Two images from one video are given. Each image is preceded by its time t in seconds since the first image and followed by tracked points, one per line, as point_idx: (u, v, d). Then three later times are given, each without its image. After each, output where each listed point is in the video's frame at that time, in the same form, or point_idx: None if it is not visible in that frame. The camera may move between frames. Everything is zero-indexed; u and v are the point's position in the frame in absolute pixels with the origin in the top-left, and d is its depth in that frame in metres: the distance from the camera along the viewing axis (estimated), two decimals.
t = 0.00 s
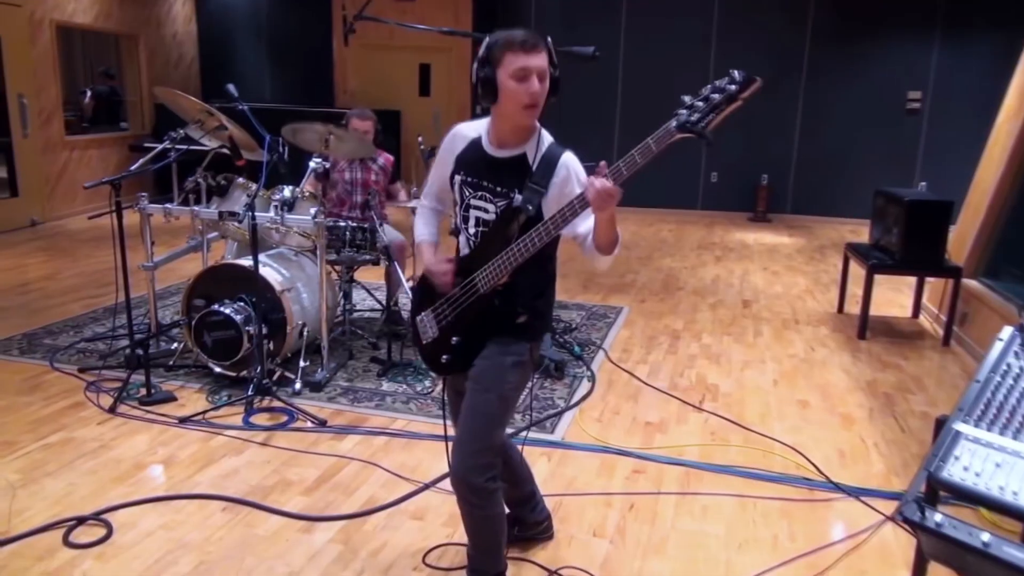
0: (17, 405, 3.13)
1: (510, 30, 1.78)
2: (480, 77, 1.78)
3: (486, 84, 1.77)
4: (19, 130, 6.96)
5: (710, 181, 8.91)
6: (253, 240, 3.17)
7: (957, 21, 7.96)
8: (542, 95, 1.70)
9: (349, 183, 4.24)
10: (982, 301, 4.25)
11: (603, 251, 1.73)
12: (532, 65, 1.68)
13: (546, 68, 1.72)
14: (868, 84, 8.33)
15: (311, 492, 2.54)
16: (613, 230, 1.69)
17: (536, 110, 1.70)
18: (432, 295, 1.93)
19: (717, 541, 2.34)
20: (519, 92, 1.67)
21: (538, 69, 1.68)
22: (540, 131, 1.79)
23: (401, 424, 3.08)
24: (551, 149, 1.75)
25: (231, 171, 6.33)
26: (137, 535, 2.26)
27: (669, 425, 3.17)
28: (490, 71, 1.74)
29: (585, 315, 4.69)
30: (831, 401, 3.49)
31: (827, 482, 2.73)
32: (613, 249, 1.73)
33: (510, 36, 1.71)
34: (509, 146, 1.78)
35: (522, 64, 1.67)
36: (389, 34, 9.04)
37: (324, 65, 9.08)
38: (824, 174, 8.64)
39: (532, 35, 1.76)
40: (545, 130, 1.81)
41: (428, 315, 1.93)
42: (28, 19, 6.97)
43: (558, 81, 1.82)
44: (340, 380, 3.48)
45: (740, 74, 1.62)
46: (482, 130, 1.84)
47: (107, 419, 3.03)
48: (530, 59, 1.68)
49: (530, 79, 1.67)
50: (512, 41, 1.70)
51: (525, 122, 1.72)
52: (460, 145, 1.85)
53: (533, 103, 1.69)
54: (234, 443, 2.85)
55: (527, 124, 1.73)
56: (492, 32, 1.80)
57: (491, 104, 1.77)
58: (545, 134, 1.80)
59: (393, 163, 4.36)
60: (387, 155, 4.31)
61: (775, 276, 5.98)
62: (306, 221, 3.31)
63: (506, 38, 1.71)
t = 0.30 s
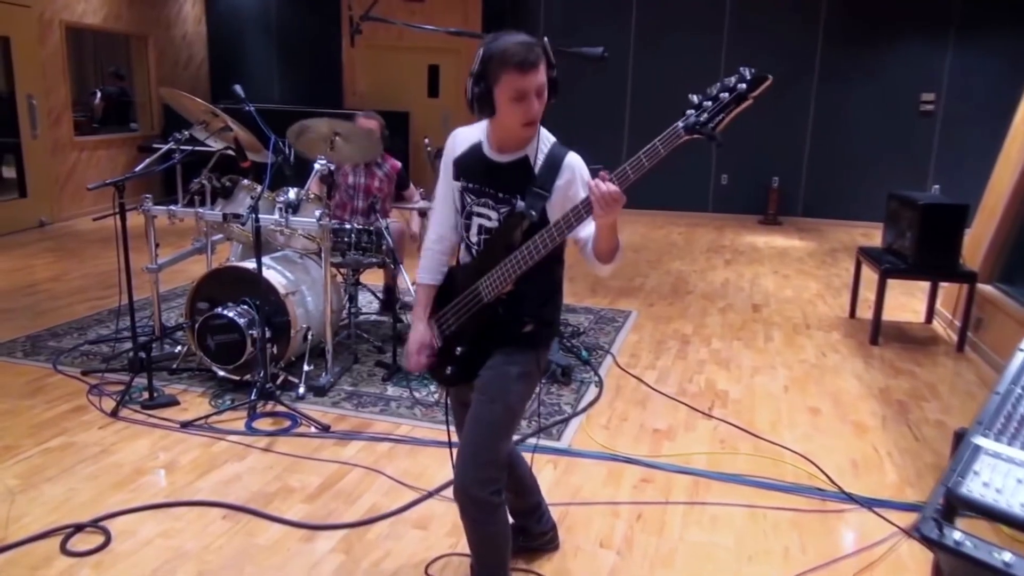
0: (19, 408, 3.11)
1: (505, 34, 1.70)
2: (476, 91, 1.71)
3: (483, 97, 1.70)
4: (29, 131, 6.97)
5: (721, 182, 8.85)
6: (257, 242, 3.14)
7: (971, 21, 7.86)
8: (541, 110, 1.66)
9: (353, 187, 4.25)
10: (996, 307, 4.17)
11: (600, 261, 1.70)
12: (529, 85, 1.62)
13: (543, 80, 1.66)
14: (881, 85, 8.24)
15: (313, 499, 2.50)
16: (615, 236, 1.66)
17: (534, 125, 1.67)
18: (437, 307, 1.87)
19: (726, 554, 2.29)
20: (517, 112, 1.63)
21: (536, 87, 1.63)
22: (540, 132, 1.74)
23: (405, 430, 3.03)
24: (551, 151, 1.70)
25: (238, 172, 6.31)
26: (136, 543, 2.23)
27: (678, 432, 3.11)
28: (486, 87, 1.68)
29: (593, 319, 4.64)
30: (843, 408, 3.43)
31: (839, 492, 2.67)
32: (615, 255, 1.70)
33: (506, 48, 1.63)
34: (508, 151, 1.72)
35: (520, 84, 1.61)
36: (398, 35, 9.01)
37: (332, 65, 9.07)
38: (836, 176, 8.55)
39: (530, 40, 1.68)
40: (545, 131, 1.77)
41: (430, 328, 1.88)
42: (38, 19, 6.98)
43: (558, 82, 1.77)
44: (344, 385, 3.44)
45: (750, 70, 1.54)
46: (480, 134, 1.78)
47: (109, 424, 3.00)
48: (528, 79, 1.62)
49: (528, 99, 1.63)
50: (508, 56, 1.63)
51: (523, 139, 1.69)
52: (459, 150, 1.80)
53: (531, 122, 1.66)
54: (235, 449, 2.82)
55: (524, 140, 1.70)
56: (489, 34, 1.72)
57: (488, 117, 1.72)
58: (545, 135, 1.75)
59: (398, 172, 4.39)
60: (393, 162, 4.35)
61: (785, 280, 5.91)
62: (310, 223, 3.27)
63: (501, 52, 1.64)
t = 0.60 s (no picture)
0: (13, 412, 3.06)
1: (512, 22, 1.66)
2: (481, 75, 1.66)
3: (489, 79, 1.64)
4: (28, 130, 6.92)
5: (725, 181, 8.77)
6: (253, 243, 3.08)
7: (978, 17, 7.78)
8: (548, 94, 1.60)
9: (354, 184, 4.20)
10: (1006, 307, 4.10)
11: (620, 252, 1.63)
12: (538, 63, 1.57)
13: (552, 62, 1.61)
14: (887, 83, 8.17)
15: (310, 506, 2.44)
16: (629, 228, 1.58)
17: (542, 110, 1.60)
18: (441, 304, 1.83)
19: (734, 563, 2.23)
20: (525, 92, 1.57)
21: (544, 67, 1.58)
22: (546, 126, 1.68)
23: (405, 434, 2.98)
24: (558, 147, 1.63)
25: (237, 172, 6.26)
26: (129, 551, 2.18)
27: (683, 436, 3.05)
28: (493, 69, 1.62)
29: (596, 319, 4.58)
30: (851, 411, 3.36)
31: (849, 498, 2.61)
32: (635, 246, 1.62)
33: (512, 30, 1.59)
34: (515, 145, 1.67)
35: (527, 63, 1.56)
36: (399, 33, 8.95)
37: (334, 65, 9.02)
38: (841, 174, 8.47)
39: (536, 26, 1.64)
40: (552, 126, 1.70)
41: (435, 329, 1.83)
42: (38, 19, 6.93)
43: (567, 74, 1.71)
44: (344, 388, 3.39)
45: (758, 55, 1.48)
46: (489, 128, 1.73)
47: (103, 428, 2.95)
48: (536, 58, 1.57)
49: (535, 78, 1.57)
50: (515, 37, 1.58)
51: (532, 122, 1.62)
52: (463, 146, 1.75)
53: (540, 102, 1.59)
54: (232, 454, 2.77)
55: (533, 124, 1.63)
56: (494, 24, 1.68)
57: (494, 105, 1.66)
58: (552, 130, 1.69)
59: (400, 164, 4.32)
60: (394, 155, 4.28)
61: (791, 280, 5.84)
62: (308, 224, 3.21)
63: (508, 33, 1.59)
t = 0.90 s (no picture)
0: None
1: (504, 15, 1.55)
2: (471, 74, 1.58)
3: (479, 80, 1.57)
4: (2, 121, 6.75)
5: (712, 175, 8.74)
6: (234, 238, 2.99)
7: (967, 11, 7.77)
8: (541, 98, 1.52)
9: (337, 182, 4.12)
10: (998, 303, 4.08)
11: (616, 252, 1.56)
12: (530, 70, 1.48)
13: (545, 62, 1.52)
14: (874, 76, 8.15)
15: (294, 511, 2.36)
16: (625, 225, 1.50)
17: (533, 114, 1.53)
18: (431, 308, 1.74)
19: (731, 567, 2.17)
20: (516, 99, 1.49)
21: (536, 73, 1.49)
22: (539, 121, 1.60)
23: (392, 435, 2.90)
24: (551, 141, 1.57)
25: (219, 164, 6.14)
26: (104, 560, 2.09)
27: (676, 436, 3.00)
28: (483, 70, 1.54)
29: (585, 315, 4.51)
30: (845, 409, 3.32)
31: (845, 500, 2.56)
32: (632, 247, 1.56)
33: (504, 29, 1.49)
34: (505, 141, 1.59)
35: (518, 72, 1.48)
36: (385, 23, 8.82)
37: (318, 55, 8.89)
38: (829, 168, 8.45)
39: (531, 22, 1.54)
40: (545, 119, 1.63)
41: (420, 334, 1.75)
42: (13, 6, 6.75)
43: (561, 69, 1.63)
44: (328, 387, 3.31)
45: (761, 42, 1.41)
46: (479, 123, 1.65)
47: (79, 429, 2.85)
48: (528, 65, 1.48)
49: (527, 85, 1.49)
50: (507, 38, 1.48)
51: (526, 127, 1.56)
52: (453, 141, 1.67)
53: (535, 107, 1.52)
54: (213, 456, 2.68)
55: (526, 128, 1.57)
56: (487, 16, 1.58)
57: (484, 104, 1.59)
58: (545, 124, 1.62)
59: (384, 164, 4.22)
60: (378, 155, 4.18)
61: (780, 275, 5.81)
62: (292, 219, 3.13)
63: (500, 33, 1.49)
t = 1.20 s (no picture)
0: None
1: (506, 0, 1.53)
2: (470, 56, 1.53)
3: (479, 61, 1.51)
4: None
5: (708, 171, 8.70)
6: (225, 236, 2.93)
7: (963, 6, 7.73)
8: (543, 79, 1.47)
9: (332, 174, 4.05)
10: (996, 301, 4.05)
11: (627, 244, 1.49)
12: (531, 46, 1.44)
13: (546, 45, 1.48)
14: (871, 72, 8.12)
15: (286, 515, 2.32)
16: (631, 220, 1.44)
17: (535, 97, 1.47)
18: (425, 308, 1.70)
19: (730, 572, 2.14)
20: (516, 76, 1.44)
21: (537, 52, 1.45)
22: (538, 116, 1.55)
23: (386, 436, 2.86)
24: (550, 137, 1.52)
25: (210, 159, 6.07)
26: (91, 567, 2.04)
27: (674, 436, 2.96)
28: (483, 51, 1.50)
29: (581, 313, 4.47)
30: (844, 409, 3.29)
31: (845, 502, 2.53)
32: (642, 240, 1.49)
33: (505, 9, 1.46)
34: (502, 138, 1.55)
35: (519, 46, 1.44)
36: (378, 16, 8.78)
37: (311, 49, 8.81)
38: (825, 164, 8.42)
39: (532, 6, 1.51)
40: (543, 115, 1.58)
41: (413, 334, 1.72)
42: None
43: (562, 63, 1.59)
44: (321, 387, 3.26)
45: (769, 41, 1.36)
46: (475, 118, 1.61)
47: (67, 431, 2.79)
48: (529, 40, 1.44)
49: (528, 62, 1.44)
50: (508, 16, 1.45)
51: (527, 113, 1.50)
52: (448, 136, 1.62)
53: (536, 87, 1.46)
54: (203, 458, 2.63)
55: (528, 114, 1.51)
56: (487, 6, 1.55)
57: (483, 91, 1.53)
58: (544, 119, 1.57)
59: (380, 156, 4.16)
60: (374, 146, 4.13)
61: (776, 272, 5.78)
62: (284, 216, 3.07)
63: (500, 12, 1.46)
